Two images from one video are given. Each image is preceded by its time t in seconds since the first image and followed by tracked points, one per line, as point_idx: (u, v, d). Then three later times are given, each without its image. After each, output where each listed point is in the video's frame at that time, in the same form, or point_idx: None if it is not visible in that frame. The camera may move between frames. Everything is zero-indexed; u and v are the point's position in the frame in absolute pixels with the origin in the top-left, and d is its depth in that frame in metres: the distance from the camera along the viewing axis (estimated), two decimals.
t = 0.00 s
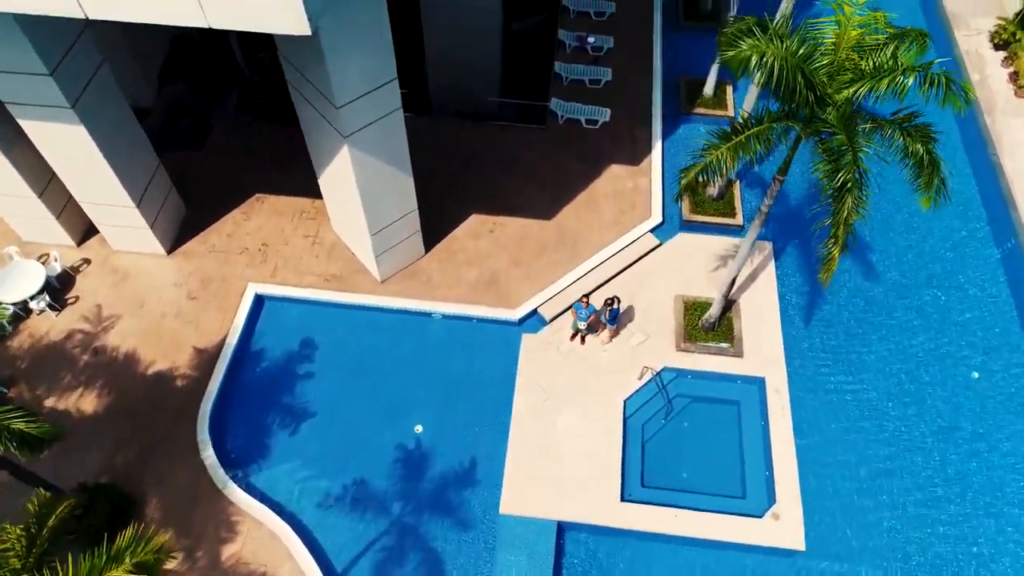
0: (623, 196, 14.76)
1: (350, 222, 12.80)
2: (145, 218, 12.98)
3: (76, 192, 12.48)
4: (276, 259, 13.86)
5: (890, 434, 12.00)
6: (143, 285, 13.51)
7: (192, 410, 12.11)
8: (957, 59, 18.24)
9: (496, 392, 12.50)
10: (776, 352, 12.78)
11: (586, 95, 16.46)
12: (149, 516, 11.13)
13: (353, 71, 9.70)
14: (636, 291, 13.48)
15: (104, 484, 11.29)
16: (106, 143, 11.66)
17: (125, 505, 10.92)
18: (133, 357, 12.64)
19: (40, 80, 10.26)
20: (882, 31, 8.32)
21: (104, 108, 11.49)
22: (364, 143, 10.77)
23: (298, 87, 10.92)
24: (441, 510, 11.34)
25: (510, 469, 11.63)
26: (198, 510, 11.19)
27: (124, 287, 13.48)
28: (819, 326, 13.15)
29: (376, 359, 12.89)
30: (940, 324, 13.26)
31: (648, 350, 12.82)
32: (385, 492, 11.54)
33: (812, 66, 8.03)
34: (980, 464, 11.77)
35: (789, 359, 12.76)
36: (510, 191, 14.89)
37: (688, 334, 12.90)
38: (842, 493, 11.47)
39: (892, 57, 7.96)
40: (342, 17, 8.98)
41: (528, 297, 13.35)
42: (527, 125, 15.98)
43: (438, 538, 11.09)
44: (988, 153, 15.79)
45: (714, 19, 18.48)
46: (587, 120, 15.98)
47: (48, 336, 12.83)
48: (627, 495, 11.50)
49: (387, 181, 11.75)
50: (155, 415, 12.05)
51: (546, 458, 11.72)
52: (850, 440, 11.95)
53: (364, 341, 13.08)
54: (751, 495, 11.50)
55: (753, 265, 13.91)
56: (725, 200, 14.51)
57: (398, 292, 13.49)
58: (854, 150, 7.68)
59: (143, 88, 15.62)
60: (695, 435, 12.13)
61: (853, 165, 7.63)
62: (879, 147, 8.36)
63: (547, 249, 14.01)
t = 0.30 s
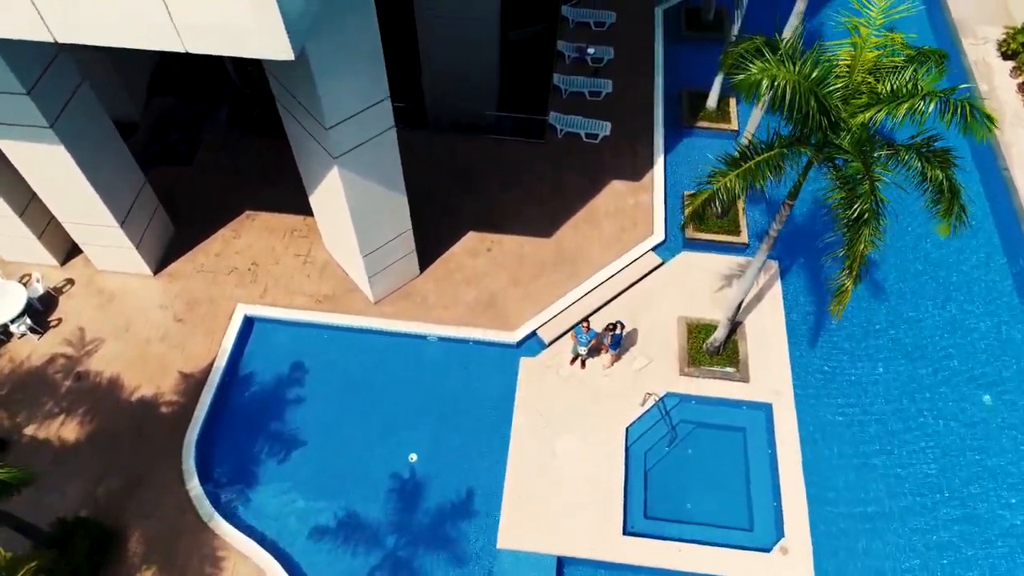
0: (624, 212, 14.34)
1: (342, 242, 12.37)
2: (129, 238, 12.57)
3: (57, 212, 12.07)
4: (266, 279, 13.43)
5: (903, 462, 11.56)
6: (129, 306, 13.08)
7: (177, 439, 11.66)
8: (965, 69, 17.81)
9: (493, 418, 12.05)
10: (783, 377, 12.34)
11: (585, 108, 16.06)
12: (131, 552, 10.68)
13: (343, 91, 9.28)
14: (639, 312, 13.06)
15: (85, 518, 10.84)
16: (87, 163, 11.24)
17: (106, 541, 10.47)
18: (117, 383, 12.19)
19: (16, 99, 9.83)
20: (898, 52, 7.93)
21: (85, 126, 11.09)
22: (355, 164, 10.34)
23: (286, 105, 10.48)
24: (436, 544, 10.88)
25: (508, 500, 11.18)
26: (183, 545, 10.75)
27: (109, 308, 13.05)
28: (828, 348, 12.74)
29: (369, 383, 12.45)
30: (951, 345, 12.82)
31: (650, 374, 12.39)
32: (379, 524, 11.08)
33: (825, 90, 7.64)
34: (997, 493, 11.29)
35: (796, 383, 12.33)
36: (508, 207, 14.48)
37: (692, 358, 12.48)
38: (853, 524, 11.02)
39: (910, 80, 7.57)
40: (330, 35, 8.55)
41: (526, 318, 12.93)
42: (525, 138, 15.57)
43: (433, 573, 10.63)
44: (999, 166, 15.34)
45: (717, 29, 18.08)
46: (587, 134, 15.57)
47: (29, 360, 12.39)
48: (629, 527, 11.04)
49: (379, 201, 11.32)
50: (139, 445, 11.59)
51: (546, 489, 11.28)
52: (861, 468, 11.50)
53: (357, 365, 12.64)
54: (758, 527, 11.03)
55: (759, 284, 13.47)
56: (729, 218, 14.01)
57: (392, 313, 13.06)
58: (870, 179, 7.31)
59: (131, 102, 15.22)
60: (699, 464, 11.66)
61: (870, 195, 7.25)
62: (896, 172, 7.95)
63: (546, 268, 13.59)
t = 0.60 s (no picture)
0: (626, 216, 13.98)
1: (335, 247, 11.99)
2: (116, 243, 12.21)
3: (41, 216, 11.72)
4: (258, 285, 13.05)
5: (916, 474, 11.19)
6: (117, 313, 12.69)
7: (165, 451, 11.27)
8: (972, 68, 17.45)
9: (491, 429, 11.66)
10: (791, 386, 11.97)
11: (586, 109, 15.70)
12: (116, 570, 10.28)
13: (335, 92, 8.90)
14: (642, 320, 12.70)
15: (69, 534, 10.45)
16: (71, 166, 10.88)
17: (90, 559, 10.07)
18: (103, 393, 11.81)
19: None
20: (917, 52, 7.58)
21: (69, 129, 10.73)
22: (349, 167, 9.97)
23: (275, 106, 10.10)
24: (433, 561, 10.48)
25: (507, 515, 10.81)
26: (169, 563, 10.35)
27: (96, 316, 12.66)
28: (836, 356, 12.38)
29: (364, 393, 12.07)
30: (963, 352, 12.48)
31: (654, 383, 12.03)
32: (374, 539, 10.69)
33: (842, 91, 7.28)
34: (1013, 505, 10.93)
35: (805, 392, 11.95)
36: (507, 211, 14.12)
37: (697, 366, 12.11)
38: (865, 539, 10.63)
39: (931, 80, 7.21)
40: (320, 33, 8.18)
41: (526, 326, 12.55)
42: (524, 140, 15.20)
43: None
44: (1010, 167, 15.00)
45: (720, 28, 17.72)
46: (588, 135, 15.21)
47: (13, 369, 12.00)
48: (633, 542, 10.67)
49: (374, 206, 10.94)
50: (125, 458, 11.20)
51: (546, 504, 10.90)
52: (873, 481, 11.13)
53: (351, 374, 12.27)
54: (766, 543, 10.64)
55: (765, 290, 13.10)
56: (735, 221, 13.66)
57: (387, 320, 12.69)
58: (889, 184, 6.95)
59: (120, 104, 14.85)
60: (705, 476, 11.28)
61: (889, 201, 6.89)
62: (914, 176, 7.60)
63: (546, 273, 13.22)
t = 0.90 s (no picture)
0: (629, 213, 13.69)
1: (331, 244, 11.69)
2: (107, 241, 11.92)
3: (29, 213, 11.44)
4: (253, 284, 12.77)
5: (927, 476, 10.90)
6: (108, 312, 12.40)
7: (156, 453, 10.98)
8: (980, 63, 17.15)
9: (490, 431, 11.37)
10: (798, 386, 11.69)
11: (587, 105, 15.42)
12: None
13: (328, 83, 8.61)
14: (644, 319, 12.42)
15: (56, 539, 10.15)
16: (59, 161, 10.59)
17: (77, 564, 9.78)
18: (93, 394, 11.51)
19: None
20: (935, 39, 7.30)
21: (56, 123, 10.45)
22: (343, 161, 9.68)
23: (268, 98, 9.82)
24: (432, 566, 10.19)
25: (507, 519, 10.53)
26: (160, 569, 10.05)
27: (87, 315, 12.37)
28: (844, 356, 12.09)
29: (361, 394, 11.78)
30: (973, 352, 12.21)
31: (658, 384, 11.75)
32: (371, 543, 10.40)
33: (857, 80, 7.00)
34: None
35: (812, 393, 11.66)
36: (507, 208, 13.84)
37: (702, 366, 11.81)
38: (876, 543, 10.34)
39: (949, 68, 6.93)
40: (314, 21, 7.90)
41: (526, 325, 12.27)
42: (524, 137, 14.93)
43: None
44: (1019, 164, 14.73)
45: (724, 22, 17.38)
46: (590, 131, 14.93)
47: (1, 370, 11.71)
48: (636, 546, 10.34)
49: (370, 202, 10.63)
50: (115, 460, 10.90)
51: (548, 507, 10.63)
52: (883, 484, 10.83)
53: (347, 374, 11.98)
54: (774, 546, 10.35)
55: (771, 289, 12.81)
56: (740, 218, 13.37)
57: (384, 319, 12.39)
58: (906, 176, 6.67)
59: (112, 100, 14.56)
60: (710, 479, 10.99)
61: (907, 193, 6.60)
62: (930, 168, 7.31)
63: (546, 272, 12.94)
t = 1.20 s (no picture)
0: (631, 207, 13.43)
1: (326, 237, 11.42)
2: (97, 234, 11.66)
3: (18, 205, 11.18)
4: (247, 278, 12.50)
5: (937, 475, 10.64)
6: (99, 307, 12.14)
7: (147, 451, 10.71)
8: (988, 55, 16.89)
9: (490, 428, 11.11)
10: (805, 383, 11.43)
11: (588, 97, 15.17)
12: None
13: (322, 70, 8.36)
14: (647, 314, 12.16)
15: (44, 539, 9.88)
16: (48, 152, 10.33)
17: (65, 565, 9.52)
18: (83, 391, 11.24)
19: None
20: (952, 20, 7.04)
21: (45, 113, 10.20)
22: (339, 151, 9.42)
23: (261, 86, 9.56)
24: (430, 567, 9.92)
25: (507, 518, 10.26)
26: (151, 571, 9.78)
27: (77, 310, 12.10)
28: (851, 352, 11.83)
29: (357, 391, 11.52)
30: (983, 348, 11.94)
31: (661, 380, 11.49)
32: (367, 543, 10.13)
33: (870, 62, 6.74)
34: None
35: (819, 389, 11.40)
36: (506, 202, 13.58)
37: (706, 362, 11.55)
38: (884, 543, 10.08)
39: (967, 49, 6.66)
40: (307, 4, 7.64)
41: (526, 320, 12.01)
42: (524, 129, 14.67)
43: None
44: None
45: (727, 14, 17.11)
46: (591, 124, 14.67)
47: None
48: (640, 547, 10.07)
49: (367, 193, 10.38)
50: (105, 458, 10.64)
51: (549, 506, 10.36)
52: (892, 483, 10.57)
53: (344, 371, 11.71)
54: (781, 547, 10.09)
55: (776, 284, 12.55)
56: (744, 211, 13.11)
57: (382, 315, 12.13)
58: (923, 162, 6.40)
59: (104, 92, 14.28)
60: (715, 477, 10.73)
61: (923, 178, 6.33)
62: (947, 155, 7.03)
63: (546, 266, 12.68)
